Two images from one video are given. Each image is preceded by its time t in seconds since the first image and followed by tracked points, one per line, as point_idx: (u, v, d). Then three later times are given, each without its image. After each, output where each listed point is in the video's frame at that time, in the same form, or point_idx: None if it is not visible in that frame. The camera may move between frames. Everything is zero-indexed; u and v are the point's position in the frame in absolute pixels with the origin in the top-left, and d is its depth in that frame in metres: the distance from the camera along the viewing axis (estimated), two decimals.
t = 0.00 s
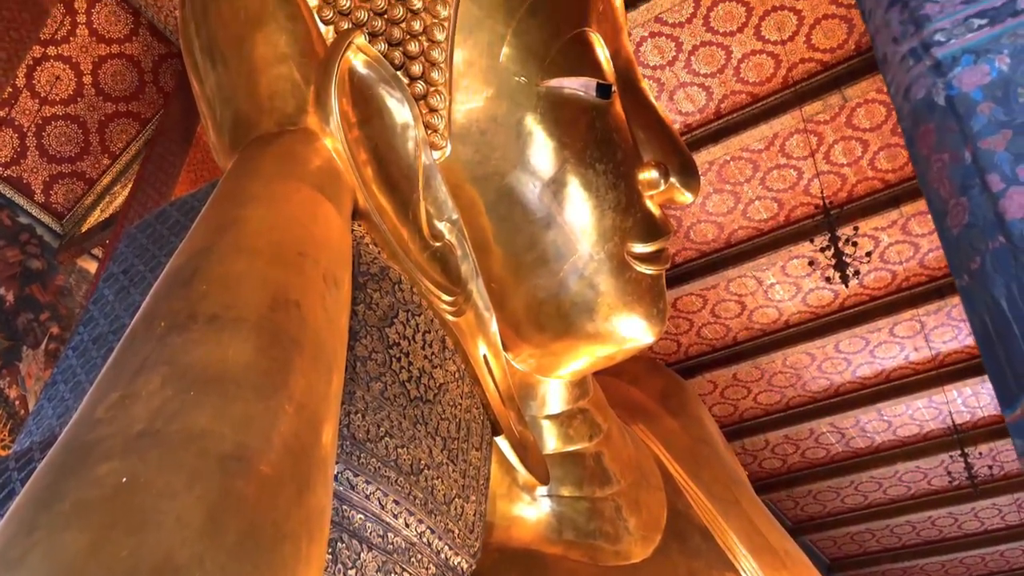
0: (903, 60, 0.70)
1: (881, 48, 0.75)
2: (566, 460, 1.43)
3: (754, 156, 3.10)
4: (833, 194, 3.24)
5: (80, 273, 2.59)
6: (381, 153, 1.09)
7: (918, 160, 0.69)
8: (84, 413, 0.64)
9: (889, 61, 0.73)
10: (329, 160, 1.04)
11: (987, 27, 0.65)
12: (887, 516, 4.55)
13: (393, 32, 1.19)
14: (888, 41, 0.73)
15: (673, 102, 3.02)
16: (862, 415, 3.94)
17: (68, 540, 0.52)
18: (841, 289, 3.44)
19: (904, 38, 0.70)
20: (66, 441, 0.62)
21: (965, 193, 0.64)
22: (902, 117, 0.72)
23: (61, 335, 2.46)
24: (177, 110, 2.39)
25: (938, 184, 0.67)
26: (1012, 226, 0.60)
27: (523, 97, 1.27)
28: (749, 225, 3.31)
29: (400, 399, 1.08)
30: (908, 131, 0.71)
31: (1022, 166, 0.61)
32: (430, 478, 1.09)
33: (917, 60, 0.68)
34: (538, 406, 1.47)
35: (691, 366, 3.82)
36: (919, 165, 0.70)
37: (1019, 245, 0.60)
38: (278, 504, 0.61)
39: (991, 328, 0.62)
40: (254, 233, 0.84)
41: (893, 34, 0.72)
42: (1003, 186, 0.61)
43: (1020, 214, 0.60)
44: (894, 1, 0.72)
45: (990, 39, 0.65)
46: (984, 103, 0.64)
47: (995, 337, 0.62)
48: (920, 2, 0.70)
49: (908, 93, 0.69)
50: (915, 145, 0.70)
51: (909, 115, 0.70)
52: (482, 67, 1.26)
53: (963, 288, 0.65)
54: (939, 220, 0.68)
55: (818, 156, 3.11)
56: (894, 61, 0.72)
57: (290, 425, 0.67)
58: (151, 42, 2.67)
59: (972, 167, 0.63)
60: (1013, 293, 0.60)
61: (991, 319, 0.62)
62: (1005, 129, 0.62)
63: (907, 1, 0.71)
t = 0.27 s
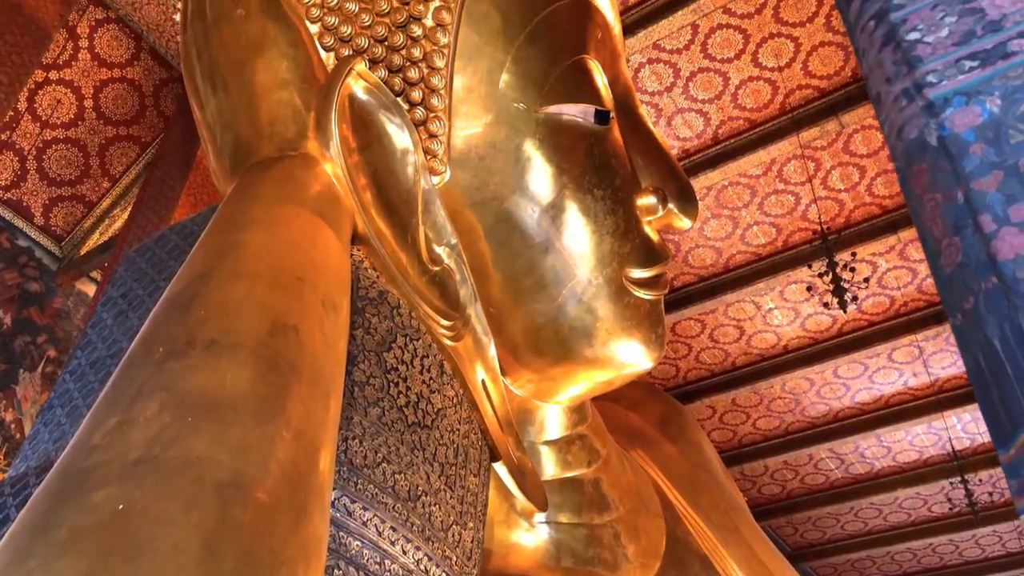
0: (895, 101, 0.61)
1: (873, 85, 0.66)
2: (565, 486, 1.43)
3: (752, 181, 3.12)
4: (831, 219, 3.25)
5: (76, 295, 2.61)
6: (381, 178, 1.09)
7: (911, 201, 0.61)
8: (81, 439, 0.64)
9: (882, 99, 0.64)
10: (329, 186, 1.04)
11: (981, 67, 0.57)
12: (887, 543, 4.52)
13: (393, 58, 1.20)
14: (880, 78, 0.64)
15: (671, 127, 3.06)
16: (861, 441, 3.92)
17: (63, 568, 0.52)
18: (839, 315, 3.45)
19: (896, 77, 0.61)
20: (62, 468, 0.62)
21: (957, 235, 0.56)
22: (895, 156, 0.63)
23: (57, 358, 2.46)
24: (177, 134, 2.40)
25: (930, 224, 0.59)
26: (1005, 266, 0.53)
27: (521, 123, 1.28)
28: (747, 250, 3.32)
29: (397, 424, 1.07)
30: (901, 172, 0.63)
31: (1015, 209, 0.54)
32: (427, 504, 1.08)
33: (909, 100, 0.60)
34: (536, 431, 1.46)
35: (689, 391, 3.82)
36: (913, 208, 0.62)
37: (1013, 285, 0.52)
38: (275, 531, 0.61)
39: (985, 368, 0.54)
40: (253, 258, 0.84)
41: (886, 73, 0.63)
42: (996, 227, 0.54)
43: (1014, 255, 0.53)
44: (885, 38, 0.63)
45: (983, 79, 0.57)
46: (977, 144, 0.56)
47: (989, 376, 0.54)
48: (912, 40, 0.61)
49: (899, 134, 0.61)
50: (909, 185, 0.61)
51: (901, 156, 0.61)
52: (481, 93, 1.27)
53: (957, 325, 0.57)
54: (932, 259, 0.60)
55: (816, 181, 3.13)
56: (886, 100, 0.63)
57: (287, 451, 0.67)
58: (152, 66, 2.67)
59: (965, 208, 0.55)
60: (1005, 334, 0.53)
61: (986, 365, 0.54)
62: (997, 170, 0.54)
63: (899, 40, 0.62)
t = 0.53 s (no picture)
0: (887, 138, 0.63)
1: (865, 123, 0.67)
2: (562, 512, 1.42)
3: (748, 207, 3.14)
4: (827, 245, 3.27)
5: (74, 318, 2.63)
6: (379, 204, 1.09)
7: (903, 239, 0.62)
8: (76, 466, 0.64)
9: (874, 138, 0.65)
10: (327, 211, 1.05)
11: (969, 107, 0.59)
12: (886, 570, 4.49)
13: (392, 85, 1.22)
14: (872, 117, 0.65)
15: (667, 153, 3.09)
16: (859, 467, 3.90)
17: None
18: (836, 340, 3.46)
19: (888, 116, 0.63)
20: (57, 494, 0.61)
21: (948, 272, 0.56)
22: (887, 193, 0.64)
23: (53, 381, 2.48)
24: (175, 159, 2.41)
25: (922, 261, 0.59)
26: (995, 305, 0.52)
27: (519, 149, 1.28)
28: (744, 275, 3.34)
29: (393, 450, 1.07)
30: (892, 208, 0.63)
31: (1004, 247, 0.54)
32: (423, 531, 1.07)
33: (901, 138, 0.61)
34: (533, 457, 1.46)
35: (687, 416, 3.81)
36: (906, 246, 0.62)
37: (1004, 324, 0.52)
38: (270, 558, 0.61)
39: (976, 407, 0.53)
40: (250, 284, 0.84)
41: (877, 112, 0.64)
42: (986, 266, 0.54)
43: (1004, 292, 0.52)
44: (877, 77, 0.64)
45: (971, 119, 0.59)
46: (967, 184, 0.56)
47: (980, 420, 0.52)
48: (904, 80, 0.62)
49: (892, 171, 0.62)
50: (901, 223, 0.62)
51: (893, 193, 0.62)
52: (479, 120, 1.27)
53: (947, 365, 0.57)
54: (923, 298, 0.59)
55: (812, 207, 3.15)
56: (878, 138, 0.64)
57: (282, 478, 0.67)
58: (152, 91, 2.66)
59: (955, 247, 0.55)
60: (997, 372, 0.51)
61: (977, 405, 0.53)
62: (986, 210, 0.55)
63: (890, 79, 0.63)
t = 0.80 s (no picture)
0: (877, 179, 0.63)
1: (855, 164, 0.67)
2: (557, 540, 1.42)
3: (744, 234, 3.16)
4: (822, 272, 3.29)
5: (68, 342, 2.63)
6: (376, 230, 1.09)
7: (893, 280, 0.61)
8: (69, 493, 0.63)
9: (864, 178, 0.65)
10: (324, 236, 1.05)
11: (957, 150, 0.60)
12: None
13: (389, 111, 1.23)
14: (862, 158, 0.66)
15: (663, 180, 3.12)
16: (856, 494, 3.89)
17: None
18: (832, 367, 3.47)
19: (878, 156, 0.63)
20: (49, 522, 0.61)
21: (938, 313, 0.56)
22: (877, 234, 0.64)
23: (46, 406, 2.46)
24: (172, 185, 2.41)
25: (912, 302, 0.59)
26: (984, 346, 0.52)
27: (515, 175, 1.28)
28: (740, 301, 3.36)
29: (388, 477, 1.06)
30: (882, 249, 0.63)
31: (993, 289, 0.54)
32: (417, 560, 1.07)
33: (890, 179, 0.62)
34: (528, 485, 1.44)
35: (683, 443, 3.79)
36: (896, 288, 0.62)
37: (994, 366, 0.51)
38: None
39: (967, 448, 0.52)
40: (245, 311, 0.84)
41: (868, 153, 0.65)
42: (976, 307, 0.53)
43: (993, 334, 0.52)
44: (867, 118, 0.65)
45: (959, 162, 0.59)
46: (955, 226, 0.57)
47: (972, 464, 0.51)
48: (893, 121, 0.63)
49: (881, 212, 0.62)
50: (891, 265, 0.62)
51: (883, 233, 0.62)
52: (475, 147, 1.27)
53: (939, 408, 0.56)
54: (913, 340, 0.59)
55: (807, 234, 3.17)
56: (868, 178, 0.65)
57: (277, 506, 0.67)
58: (150, 115, 2.66)
59: (945, 287, 0.55)
60: (988, 416, 0.51)
61: (967, 447, 0.52)
62: (975, 252, 0.55)
63: (880, 120, 0.64)
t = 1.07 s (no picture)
0: (866, 217, 0.62)
1: (844, 202, 0.66)
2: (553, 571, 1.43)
3: (739, 262, 3.18)
4: (818, 300, 3.31)
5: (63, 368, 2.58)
6: (372, 258, 1.10)
7: (880, 318, 0.61)
8: (60, 522, 0.64)
9: (852, 217, 0.64)
10: (319, 264, 1.06)
11: (944, 189, 0.59)
12: None
13: (386, 140, 1.23)
14: (851, 196, 0.65)
15: (658, 208, 3.14)
16: (853, 525, 3.87)
17: None
18: (828, 397, 3.49)
19: (867, 195, 0.62)
20: (40, 551, 0.62)
21: (927, 351, 0.55)
22: (864, 272, 0.63)
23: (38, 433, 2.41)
24: (168, 213, 2.42)
25: (899, 341, 0.58)
26: (972, 385, 0.52)
27: (511, 204, 1.29)
28: (736, 329, 3.38)
29: (382, 506, 1.06)
30: (870, 287, 0.63)
31: (980, 328, 0.53)
32: None
33: (879, 218, 0.61)
34: (522, 514, 1.42)
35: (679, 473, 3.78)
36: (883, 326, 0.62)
37: (982, 405, 0.51)
38: None
39: (956, 487, 0.51)
40: (241, 337, 0.84)
41: (856, 191, 0.64)
42: (963, 346, 0.53)
43: (981, 373, 0.52)
44: (856, 156, 0.64)
45: (945, 201, 0.59)
46: (943, 265, 0.56)
47: (961, 502, 0.51)
48: (882, 160, 0.63)
49: (871, 250, 0.61)
50: (878, 303, 0.61)
51: (870, 272, 0.62)
52: (472, 175, 1.28)
53: (927, 447, 0.55)
54: (900, 378, 0.58)
55: (802, 263, 3.19)
56: (857, 216, 0.64)
57: (269, 536, 0.67)
58: (147, 142, 2.72)
59: (933, 325, 0.55)
60: (975, 453, 0.50)
61: (955, 485, 0.51)
62: (962, 290, 0.55)
63: (869, 158, 0.63)
